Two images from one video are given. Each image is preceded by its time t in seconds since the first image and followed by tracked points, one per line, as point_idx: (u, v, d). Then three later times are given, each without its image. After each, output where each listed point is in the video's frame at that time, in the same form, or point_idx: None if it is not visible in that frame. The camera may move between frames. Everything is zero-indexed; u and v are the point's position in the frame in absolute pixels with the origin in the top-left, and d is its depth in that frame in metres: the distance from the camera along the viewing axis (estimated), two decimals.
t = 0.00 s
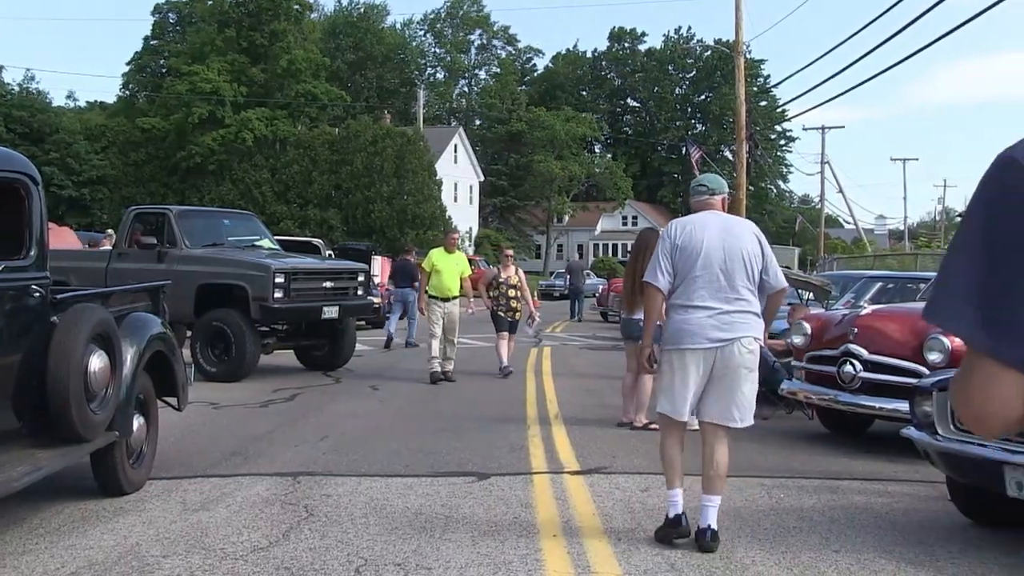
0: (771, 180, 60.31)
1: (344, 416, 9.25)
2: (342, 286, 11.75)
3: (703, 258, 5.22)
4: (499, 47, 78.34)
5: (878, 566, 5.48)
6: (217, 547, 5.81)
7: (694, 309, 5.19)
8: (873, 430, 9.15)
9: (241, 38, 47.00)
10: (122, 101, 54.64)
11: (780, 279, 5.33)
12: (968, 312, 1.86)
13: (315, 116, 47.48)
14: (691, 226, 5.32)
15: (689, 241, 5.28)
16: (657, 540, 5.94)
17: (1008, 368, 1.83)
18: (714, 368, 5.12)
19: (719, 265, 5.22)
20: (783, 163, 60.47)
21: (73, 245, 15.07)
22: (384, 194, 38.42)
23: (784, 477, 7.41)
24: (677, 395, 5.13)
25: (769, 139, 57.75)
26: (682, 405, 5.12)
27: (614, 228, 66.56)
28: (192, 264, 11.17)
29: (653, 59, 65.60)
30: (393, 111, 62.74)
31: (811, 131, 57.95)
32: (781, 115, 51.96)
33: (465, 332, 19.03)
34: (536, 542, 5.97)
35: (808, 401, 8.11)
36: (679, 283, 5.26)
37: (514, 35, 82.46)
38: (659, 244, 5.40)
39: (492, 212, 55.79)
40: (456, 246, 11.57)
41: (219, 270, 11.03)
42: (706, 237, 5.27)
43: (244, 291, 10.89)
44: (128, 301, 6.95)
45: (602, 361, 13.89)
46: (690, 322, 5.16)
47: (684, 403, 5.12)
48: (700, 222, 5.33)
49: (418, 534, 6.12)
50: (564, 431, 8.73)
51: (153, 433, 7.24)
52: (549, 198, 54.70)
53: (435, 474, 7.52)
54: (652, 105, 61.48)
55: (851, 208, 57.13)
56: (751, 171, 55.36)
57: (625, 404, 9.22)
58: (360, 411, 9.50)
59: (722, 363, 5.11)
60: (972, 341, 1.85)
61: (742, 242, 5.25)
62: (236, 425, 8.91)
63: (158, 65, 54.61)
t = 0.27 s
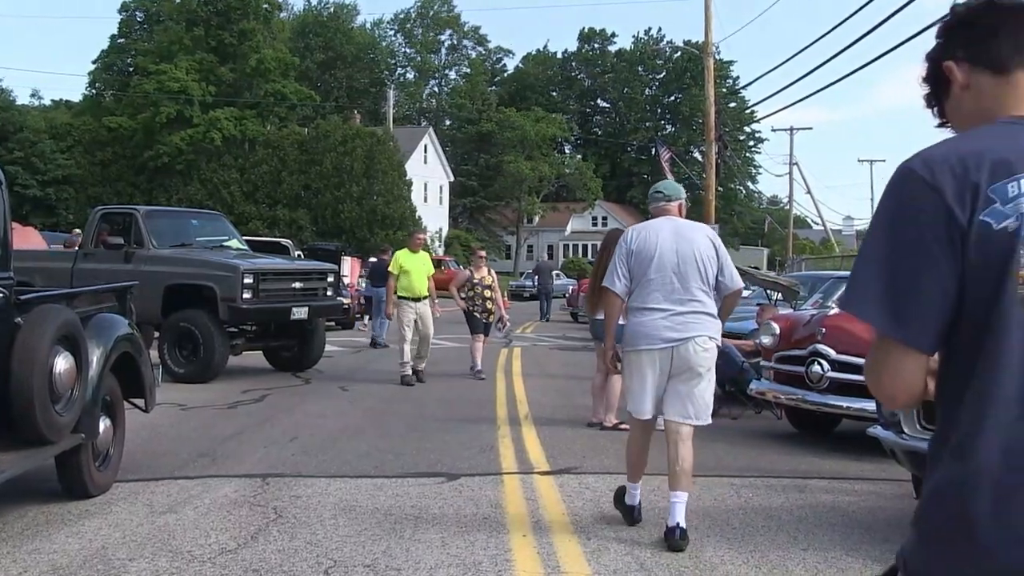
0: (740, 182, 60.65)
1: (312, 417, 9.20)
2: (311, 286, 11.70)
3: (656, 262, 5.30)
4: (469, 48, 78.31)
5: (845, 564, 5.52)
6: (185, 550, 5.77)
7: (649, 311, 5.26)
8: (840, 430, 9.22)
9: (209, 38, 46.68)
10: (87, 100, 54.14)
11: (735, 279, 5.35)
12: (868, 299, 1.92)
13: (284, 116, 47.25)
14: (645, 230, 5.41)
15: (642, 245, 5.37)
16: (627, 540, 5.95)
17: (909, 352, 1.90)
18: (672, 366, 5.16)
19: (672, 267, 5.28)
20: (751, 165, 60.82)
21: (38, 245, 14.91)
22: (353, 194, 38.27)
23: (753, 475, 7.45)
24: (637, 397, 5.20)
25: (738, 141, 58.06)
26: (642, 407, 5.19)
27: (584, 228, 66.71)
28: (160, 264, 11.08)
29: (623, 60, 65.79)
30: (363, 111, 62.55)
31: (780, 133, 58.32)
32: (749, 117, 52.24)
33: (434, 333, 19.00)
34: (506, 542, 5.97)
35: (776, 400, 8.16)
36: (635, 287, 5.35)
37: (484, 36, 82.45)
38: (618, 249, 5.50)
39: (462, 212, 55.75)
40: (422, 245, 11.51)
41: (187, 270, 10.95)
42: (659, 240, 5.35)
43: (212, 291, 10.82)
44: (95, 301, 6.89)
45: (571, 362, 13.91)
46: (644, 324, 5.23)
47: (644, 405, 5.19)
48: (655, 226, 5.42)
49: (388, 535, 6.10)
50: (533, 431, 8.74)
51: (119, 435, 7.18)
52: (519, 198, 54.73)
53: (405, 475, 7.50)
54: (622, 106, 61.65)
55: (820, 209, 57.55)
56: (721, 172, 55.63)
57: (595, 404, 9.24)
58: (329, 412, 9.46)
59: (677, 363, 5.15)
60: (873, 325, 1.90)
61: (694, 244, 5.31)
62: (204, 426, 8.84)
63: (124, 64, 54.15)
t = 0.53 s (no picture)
0: (707, 182, 60.88)
1: (278, 418, 9.15)
2: (276, 287, 11.64)
3: (602, 262, 5.62)
4: (437, 48, 78.10)
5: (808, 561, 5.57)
6: (148, 552, 5.72)
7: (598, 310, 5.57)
8: (805, 429, 9.30)
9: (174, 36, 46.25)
10: (49, 99, 53.48)
11: (681, 273, 5.65)
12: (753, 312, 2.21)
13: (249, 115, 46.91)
14: (593, 233, 5.73)
15: (590, 248, 5.68)
16: (593, 539, 5.97)
17: (791, 360, 2.18)
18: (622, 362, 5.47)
19: (618, 266, 5.59)
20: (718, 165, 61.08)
21: None
22: (319, 194, 38.04)
23: (719, 474, 7.50)
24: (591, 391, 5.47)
25: (705, 141, 58.27)
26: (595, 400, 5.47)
27: (553, 228, 66.75)
28: (124, 265, 10.99)
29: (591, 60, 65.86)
30: (329, 111, 62.22)
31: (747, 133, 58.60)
32: (715, 117, 52.43)
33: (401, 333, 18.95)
34: (472, 542, 5.97)
35: (742, 400, 8.22)
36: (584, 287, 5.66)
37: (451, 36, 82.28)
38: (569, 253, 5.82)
39: (429, 212, 55.62)
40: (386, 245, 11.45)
41: (152, 271, 10.87)
42: (606, 242, 5.66)
43: (177, 292, 10.74)
44: (58, 301, 6.82)
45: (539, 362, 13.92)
46: (594, 322, 5.55)
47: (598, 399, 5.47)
48: (604, 228, 5.72)
49: (353, 536, 6.08)
50: (500, 431, 8.74)
51: (82, 437, 7.11)
52: (486, 198, 54.66)
53: (371, 476, 7.48)
54: (589, 106, 61.71)
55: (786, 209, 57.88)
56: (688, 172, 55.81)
57: (561, 404, 9.27)
58: (295, 413, 9.42)
59: (626, 358, 5.46)
60: (760, 336, 2.18)
61: (639, 243, 5.62)
62: (169, 427, 8.77)
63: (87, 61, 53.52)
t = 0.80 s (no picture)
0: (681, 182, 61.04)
1: (251, 419, 9.11)
2: (250, 287, 11.60)
3: (564, 260, 5.83)
4: (411, 47, 77.95)
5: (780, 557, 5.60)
6: (121, 554, 5.69)
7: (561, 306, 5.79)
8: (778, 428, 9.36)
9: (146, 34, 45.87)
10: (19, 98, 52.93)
11: (642, 268, 5.85)
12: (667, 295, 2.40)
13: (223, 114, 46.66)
14: (555, 233, 5.94)
15: (552, 248, 5.89)
16: (567, 539, 5.99)
17: (702, 335, 2.37)
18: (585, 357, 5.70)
19: (580, 264, 5.81)
20: (693, 165, 61.26)
21: None
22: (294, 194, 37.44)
23: (693, 473, 7.54)
24: (559, 383, 5.71)
25: (680, 142, 58.42)
26: (563, 391, 5.69)
27: (528, 228, 66.75)
28: (97, 265, 10.92)
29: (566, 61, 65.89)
30: (303, 111, 61.94)
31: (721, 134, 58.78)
32: (690, 118, 52.52)
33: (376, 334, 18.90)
34: (447, 543, 5.97)
35: (716, 400, 8.26)
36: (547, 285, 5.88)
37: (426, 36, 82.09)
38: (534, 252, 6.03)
39: (404, 212, 55.53)
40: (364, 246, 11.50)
41: (125, 271, 10.80)
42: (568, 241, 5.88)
43: (150, 292, 10.68)
44: (29, 302, 6.77)
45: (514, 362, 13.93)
46: (556, 319, 5.78)
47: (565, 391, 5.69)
48: (569, 227, 5.95)
49: (328, 537, 6.07)
50: (475, 432, 8.75)
51: (53, 439, 7.06)
52: (460, 198, 54.57)
53: (345, 477, 7.47)
54: (563, 106, 61.73)
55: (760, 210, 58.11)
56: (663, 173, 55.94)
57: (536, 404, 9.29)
58: (269, 414, 9.38)
59: (589, 352, 5.69)
60: (673, 315, 2.37)
61: (599, 241, 5.82)
62: (141, 429, 8.72)
63: (58, 59, 52.97)
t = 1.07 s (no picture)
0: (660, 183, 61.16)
1: (228, 420, 9.07)
2: (227, 288, 11.54)
3: (542, 262, 5.84)
4: (390, 47, 77.81)
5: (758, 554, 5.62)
6: (96, 556, 5.65)
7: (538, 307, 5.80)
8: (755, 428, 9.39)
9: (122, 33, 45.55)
10: None
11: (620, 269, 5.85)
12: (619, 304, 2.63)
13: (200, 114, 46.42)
14: (534, 235, 5.95)
15: (531, 250, 5.91)
16: (546, 539, 5.99)
17: (647, 339, 2.60)
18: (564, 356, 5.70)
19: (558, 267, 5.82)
20: (672, 166, 61.39)
21: None
22: (271, 194, 37.61)
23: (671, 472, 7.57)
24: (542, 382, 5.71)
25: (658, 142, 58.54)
26: (545, 391, 5.69)
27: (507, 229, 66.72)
28: (72, 265, 10.84)
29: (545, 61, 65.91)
30: (281, 110, 61.69)
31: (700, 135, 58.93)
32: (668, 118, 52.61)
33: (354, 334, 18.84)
34: (425, 543, 5.96)
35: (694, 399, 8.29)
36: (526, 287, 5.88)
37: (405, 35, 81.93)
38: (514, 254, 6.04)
39: (382, 213, 55.41)
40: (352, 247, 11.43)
41: (100, 271, 10.73)
42: (546, 243, 5.89)
43: (126, 293, 10.62)
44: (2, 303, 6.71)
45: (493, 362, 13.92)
46: (535, 319, 5.78)
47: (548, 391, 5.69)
48: (549, 232, 5.95)
49: (305, 538, 6.04)
50: (453, 432, 8.74)
51: (27, 440, 7.01)
52: (439, 198, 54.48)
53: (323, 477, 7.44)
54: (542, 107, 61.75)
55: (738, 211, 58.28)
56: (642, 173, 56.04)
57: (514, 404, 9.29)
58: (246, 414, 9.34)
59: (567, 351, 5.69)
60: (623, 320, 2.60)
61: (577, 243, 5.84)
62: (117, 430, 8.66)
63: (32, 58, 52.50)
